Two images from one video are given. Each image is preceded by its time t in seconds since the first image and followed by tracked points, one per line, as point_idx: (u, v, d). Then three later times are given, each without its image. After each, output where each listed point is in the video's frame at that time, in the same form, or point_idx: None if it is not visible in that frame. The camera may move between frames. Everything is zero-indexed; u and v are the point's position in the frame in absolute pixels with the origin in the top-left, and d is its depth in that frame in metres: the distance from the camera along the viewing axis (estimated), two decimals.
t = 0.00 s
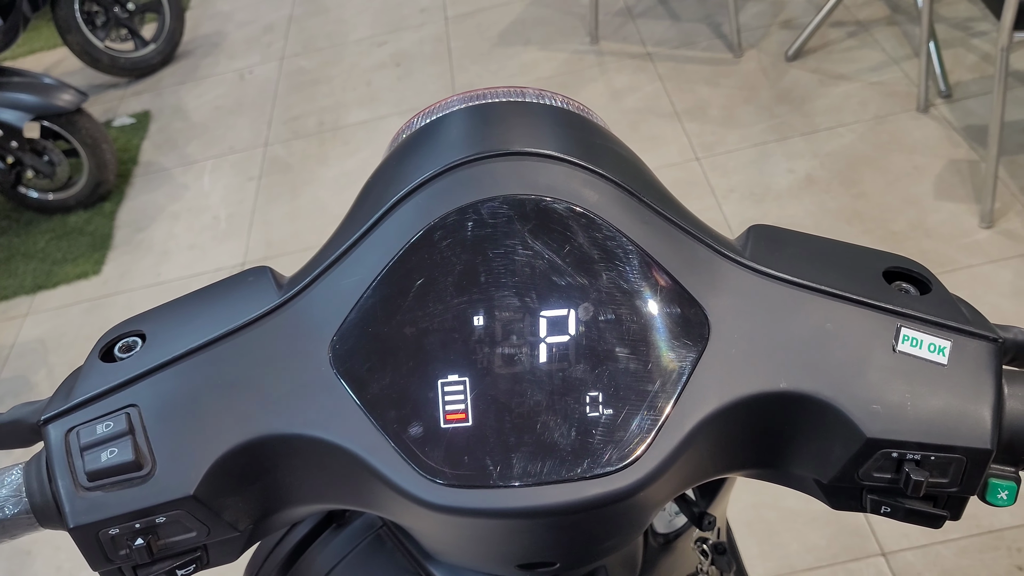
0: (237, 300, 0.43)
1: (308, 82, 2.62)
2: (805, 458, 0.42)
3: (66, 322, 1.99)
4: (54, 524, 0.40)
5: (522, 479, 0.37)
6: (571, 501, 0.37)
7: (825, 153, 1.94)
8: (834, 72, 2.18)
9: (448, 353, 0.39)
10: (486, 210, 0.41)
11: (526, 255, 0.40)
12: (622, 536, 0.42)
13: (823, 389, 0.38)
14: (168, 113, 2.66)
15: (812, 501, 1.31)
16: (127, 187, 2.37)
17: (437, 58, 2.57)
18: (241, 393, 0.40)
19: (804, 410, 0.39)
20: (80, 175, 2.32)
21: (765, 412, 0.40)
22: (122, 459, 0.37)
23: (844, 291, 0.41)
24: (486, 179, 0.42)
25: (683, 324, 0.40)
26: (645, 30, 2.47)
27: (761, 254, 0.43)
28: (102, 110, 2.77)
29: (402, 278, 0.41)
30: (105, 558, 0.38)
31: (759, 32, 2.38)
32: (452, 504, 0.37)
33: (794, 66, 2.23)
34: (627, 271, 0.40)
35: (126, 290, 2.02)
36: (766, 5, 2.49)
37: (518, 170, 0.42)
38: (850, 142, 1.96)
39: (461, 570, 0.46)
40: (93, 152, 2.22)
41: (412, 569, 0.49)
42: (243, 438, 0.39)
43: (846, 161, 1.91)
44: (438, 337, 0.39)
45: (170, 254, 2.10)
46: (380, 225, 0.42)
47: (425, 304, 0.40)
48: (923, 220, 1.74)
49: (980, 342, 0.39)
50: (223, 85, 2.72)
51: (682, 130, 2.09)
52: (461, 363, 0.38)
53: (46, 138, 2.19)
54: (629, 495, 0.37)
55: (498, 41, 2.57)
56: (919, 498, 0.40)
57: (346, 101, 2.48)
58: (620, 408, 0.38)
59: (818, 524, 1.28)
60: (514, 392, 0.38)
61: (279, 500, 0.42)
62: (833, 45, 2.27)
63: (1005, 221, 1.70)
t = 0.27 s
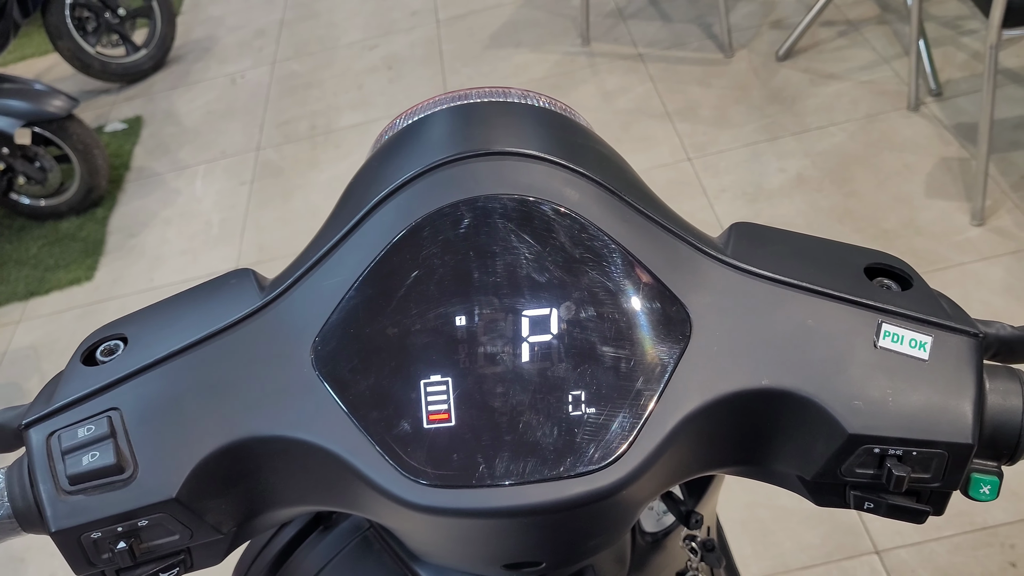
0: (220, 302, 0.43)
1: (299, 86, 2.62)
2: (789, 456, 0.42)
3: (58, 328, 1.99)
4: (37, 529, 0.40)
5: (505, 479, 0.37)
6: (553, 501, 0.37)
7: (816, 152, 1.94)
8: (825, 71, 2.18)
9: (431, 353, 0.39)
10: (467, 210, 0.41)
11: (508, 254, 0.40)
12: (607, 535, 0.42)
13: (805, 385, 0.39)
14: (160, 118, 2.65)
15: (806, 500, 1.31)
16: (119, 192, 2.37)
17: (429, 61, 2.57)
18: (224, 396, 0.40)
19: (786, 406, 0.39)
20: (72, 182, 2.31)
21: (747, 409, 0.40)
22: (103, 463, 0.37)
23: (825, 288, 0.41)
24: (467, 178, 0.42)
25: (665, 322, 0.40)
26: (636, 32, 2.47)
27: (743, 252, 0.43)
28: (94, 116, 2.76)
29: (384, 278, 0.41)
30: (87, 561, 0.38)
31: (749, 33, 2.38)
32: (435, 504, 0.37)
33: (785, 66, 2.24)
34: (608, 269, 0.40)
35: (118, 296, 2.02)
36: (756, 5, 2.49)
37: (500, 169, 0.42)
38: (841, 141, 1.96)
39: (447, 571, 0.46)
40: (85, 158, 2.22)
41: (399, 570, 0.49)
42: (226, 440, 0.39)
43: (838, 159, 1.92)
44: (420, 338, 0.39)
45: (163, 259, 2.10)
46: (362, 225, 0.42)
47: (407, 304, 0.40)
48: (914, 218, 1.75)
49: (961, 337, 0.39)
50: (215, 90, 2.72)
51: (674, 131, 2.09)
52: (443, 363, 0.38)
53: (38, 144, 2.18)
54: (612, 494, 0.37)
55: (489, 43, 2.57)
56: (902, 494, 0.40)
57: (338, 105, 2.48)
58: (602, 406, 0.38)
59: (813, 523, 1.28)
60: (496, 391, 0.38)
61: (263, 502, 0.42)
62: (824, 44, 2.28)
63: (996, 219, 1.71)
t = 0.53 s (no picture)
0: (201, 303, 0.43)
1: (290, 90, 2.62)
2: (770, 452, 0.42)
3: (49, 334, 1.98)
4: (18, 531, 0.40)
5: (486, 477, 0.37)
6: (534, 498, 0.37)
7: (806, 152, 1.95)
8: (815, 71, 2.18)
9: (411, 352, 0.39)
10: (447, 209, 0.41)
11: (487, 253, 0.40)
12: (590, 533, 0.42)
13: (785, 381, 0.39)
14: (151, 123, 2.65)
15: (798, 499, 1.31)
16: (110, 197, 2.36)
17: (419, 63, 2.57)
18: (204, 396, 0.39)
19: (767, 402, 0.39)
20: (62, 187, 2.31)
21: (728, 405, 0.40)
22: (84, 465, 0.37)
23: (805, 284, 0.41)
24: (447, 178, 0.42)
25: (645, 319, 0.40)
26: (627, 33, 2.47)
27: (723, 248, 0.43)
28: (84, 121, 2.76)
29: (364, 278, 0.41)
30: (68, 563, 0.38)
31: (739, 33, 2.38)
32: (416, 502, 0.37)
33: (775, 65, 2.24)
34: (588, 267, 0.40)
35: (110, 301, 2.02)
36: (746, 5, 2.49)
37: (479, 168, 0.42)
38: (831, 140, 1.97)
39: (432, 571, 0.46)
40: (75, 163, 2.22)
41: (385, 570, 0.49)
42: (206, 440, 0.39)
43: (828, 158, 1.92)
44: (401, 336, 0.39)
45: (154, 264, 2.10)
46: (342, 225, 0.42)
47: (387, 303, 0.40)
48: (904, 216, 1.75)
49: (940, 331, 0.39)
50: (205, 94, 2.71)
51: (665, 132, 2.09)
52: (424, 362, 0.38)
53: (27, 149, 2.18)
54: (592, 491, 0.37)
55: (479, 45, 2.57)
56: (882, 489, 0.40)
57: (329, 108, 2.48)
58: (583, 403, 0.38)
59: (805, 522, 1.28)
60: (477, 389, 0.38)
61: (245, 503, 0.42)
62: (813, 44, 2.28)
63: (985, 217, 1.71)
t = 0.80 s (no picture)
0: (187, 304, 0.43)
1: (282, 93, 2.62)
2: (757, 449, 0.42)
3: (41, 339, 1.98)
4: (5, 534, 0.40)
5: (473, 476, 0.37)
6: (521, 497, 0.37)
7: (798, 152, 1.95)
8: (806, 71, 2.19)
9: (398, 352, 0.39)
10: (433, 209, 0.41)
11: (473, 252, 0.40)
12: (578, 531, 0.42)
13: (771, 377, 0.39)
14: (143, 128, 2.64)
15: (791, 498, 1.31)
16: (101, 203, 2.36)
17: (411, 66, 2.57)
18: (190, 398, 0.39)
19: (753, 399, 0.39)
20: (54, 192, 2.31)
21: (713, 403, 0.40)
22: (70, 467, 0.37)
23: (790, 281, 0.41)
24: (433, 178, 0.42)
25: (630, 317, 0.40)
26: (618, 34, 2.48)
27: (709, 246, 0.43)
28: (76, 126, 2.75)
29: (350, 278, 0.41)
30: (55, 566, 0.38)
31: (730, 34, 2.39)
32: (403, 502, 0.37)
33: (766, 66, 2.24)
34: (573, 266, 0.40)
35: (102, 306, 2.01)
36: (736, 6, 2.50)
37: (465, 168, 0.42)
38: (822, 140, 1.97)
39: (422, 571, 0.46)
40: (66, 168, 2.21)
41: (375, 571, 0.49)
42: (192, 441, 0.39)
43: (819, 158, 1.92)
44: (387, 336, 0.39)
45: (146, 268, 2.09)
46: (328, 225, 0.42)
47: (373, 303, 0.40)
48: (895, 215, 1.75)
49: (925, 327, 0.39)
50: (197, 98, 2.71)
51: (657, 133, 2.09)
52: (411, 362, 0.38)
53: (19, 155, 2.18)
54: (579, 490, 0.37)
55: (471, 48, 2.57)
56: (869, 485, 0.40)
57: (321, 112, 2.48)
58: (569, 402, 0.38)
59: (799, 521, 1.28)
60: (464, 388, 0.38)
61: (233, 505, 0.42)
62: (804, 44, 2.29)
63: (976, 215, 1.71)
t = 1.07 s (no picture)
0: (172, 304, 0.43)
1: (273, 96, 2.61)
2: (743, 445, 0.42)
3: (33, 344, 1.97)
4: None
5: (460, 474, 0.37)
6: (507, 495, 0.37)
7: (789, 151, 1.96)
8: (796, 71, 2.19)
9: (384, 350, 0.39)
10: (417, 208, 0.41)
11: (458, 251, 0.40)
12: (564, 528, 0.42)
13: (756, 373, 0.39)
14: (134, 131, 2.64)
15: (784, 496, 1.31)
16: (93, 207, 2.35)
17: (402, 68, 2.57)
18: (175, 399, 0.39)
19: (737, 395, 0.40)
20: (44, 197, 2.30)
21: (698, 399, 0.40)
22: (54, 469, 0.37)
23: (775, 277, 0.41)
24: (417, 176, 0.42)
25: (615, 314, 0.40)
26: (609, 35, 2.48)
27: (693, 243, 0.43)
28: (67, 130, 2.74)
29: (334, 277, 0.40)
30: (41, 568, 0.38)
31: (721, 34, 2.39)
32: (389, 500, 0.37)
33: (756, 66, 2.25)
34: (559, 263, 0.40)
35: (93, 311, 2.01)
36: (727, 7, 2.50)
37: (450, 167, 0.42)
38: (813, 139, 1.97)
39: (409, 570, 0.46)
40: (57, 173, 2.21)
41: (364, 570, 0.49)
42: (177, 442, 0.39)
43: (810, 157, 1.93)
44: (373, 335, 0.39)
45: (139, 272, 2.09)
46: (312, 225, 0.42)
47: (359, 301, 0.40)
48: (886, 214, 1.76)
49: (909, 321, 0.39)
50: (188, 101, 2.71)
51: (648, 133, 2.10)
52: (396, 361, 0.38)
53: (9, 159, 2.17)
54: (565, 487, 0.37)
55: (462, 50, 2.57)
56: (855, 479, 0.40)
57: (312, 114, 2.48)
58: (555, 399, 0.38)
59: (792, 519, 1.28)
60: (450, 386, 0.38)
61: (218, 506, 0.42)
62: (794, 44, 2.29)
63: (966, 213, 1.72)
